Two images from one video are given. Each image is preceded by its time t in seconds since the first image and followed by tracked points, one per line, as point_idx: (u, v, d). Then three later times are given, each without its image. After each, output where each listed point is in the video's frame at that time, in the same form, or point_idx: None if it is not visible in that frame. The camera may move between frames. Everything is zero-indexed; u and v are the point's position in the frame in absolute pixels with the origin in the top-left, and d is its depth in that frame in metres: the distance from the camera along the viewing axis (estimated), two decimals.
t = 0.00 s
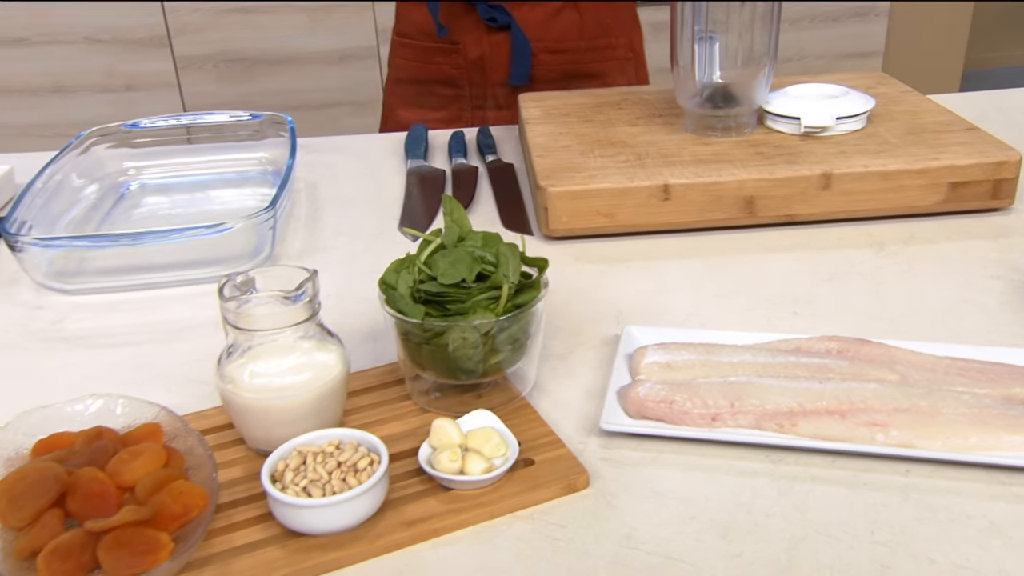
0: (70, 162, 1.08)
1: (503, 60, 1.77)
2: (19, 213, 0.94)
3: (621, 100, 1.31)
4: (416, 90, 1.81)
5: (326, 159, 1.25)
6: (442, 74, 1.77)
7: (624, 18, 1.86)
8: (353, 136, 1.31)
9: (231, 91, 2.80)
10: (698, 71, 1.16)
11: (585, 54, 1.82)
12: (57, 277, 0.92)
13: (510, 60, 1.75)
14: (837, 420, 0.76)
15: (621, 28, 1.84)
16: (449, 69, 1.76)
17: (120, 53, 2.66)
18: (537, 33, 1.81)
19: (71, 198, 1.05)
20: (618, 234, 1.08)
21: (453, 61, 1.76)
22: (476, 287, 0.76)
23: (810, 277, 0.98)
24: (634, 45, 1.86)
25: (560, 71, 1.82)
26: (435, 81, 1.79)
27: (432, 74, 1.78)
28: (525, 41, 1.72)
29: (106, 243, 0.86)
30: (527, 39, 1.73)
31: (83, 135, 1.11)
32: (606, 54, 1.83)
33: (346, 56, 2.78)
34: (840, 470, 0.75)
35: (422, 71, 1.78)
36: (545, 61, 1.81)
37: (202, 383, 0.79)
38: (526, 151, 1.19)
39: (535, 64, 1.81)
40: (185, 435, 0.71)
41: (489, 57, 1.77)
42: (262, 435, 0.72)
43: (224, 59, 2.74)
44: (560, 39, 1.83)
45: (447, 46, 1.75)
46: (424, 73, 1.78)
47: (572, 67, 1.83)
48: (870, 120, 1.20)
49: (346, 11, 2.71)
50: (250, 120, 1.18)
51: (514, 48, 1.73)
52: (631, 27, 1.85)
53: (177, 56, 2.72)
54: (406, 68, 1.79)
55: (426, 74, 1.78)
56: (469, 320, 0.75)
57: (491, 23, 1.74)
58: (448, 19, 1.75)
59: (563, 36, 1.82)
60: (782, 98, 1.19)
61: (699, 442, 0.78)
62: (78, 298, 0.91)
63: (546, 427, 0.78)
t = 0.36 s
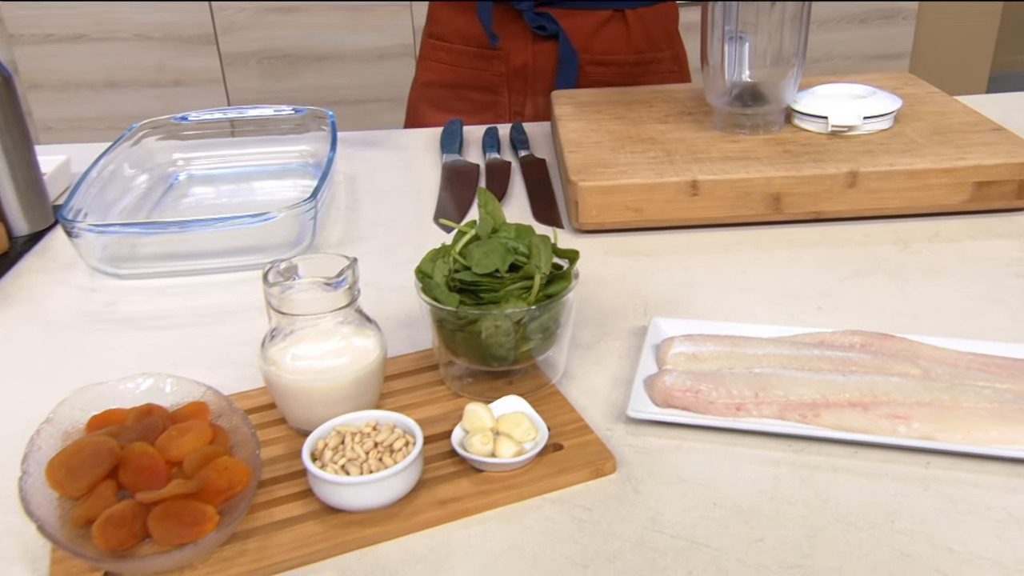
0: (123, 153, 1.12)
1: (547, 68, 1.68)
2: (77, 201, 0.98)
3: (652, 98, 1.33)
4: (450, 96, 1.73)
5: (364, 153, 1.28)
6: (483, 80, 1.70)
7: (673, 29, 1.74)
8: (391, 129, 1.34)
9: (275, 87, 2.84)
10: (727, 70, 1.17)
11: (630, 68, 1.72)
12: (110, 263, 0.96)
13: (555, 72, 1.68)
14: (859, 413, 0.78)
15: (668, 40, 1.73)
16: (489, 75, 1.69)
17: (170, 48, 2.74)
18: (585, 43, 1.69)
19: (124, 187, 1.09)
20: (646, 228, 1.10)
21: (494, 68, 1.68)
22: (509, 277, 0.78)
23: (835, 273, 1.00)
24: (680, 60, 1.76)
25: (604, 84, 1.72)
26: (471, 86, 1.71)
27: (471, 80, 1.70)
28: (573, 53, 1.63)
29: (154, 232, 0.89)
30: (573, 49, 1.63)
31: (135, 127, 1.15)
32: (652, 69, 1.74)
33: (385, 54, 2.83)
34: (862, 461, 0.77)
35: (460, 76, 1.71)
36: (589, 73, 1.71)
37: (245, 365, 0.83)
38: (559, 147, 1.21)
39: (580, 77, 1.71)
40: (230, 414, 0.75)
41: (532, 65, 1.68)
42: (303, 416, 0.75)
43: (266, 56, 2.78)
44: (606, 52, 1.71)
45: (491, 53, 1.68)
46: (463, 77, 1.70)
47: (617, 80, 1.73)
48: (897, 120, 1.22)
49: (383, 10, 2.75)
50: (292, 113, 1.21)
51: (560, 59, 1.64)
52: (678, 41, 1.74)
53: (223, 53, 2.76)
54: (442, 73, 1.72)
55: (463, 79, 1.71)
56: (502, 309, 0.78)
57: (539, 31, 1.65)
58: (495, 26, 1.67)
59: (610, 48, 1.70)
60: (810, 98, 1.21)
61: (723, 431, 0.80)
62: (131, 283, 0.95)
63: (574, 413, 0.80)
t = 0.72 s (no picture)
0: (169, 151, 1.16)
1: (576, 82, 1.69)
2: (126, 196, 1.02)
3: (675, 101, 1.36)
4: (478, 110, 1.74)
5: (395, 153, 1.32)
6: (512, 95, 1.71)
7: (698, 42, 1.75)
8: (421, 131, 1.38)
9: (311, 89, 2.91)
10: (750, 74, 1.20)
11: (657, 82, 1.74)
12: (158, 255, 1.01)
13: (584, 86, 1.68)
14: (875, 407, 0.80)
15: (694, 52, 1.75)
16: (518, 91, 1.70)
17: (211, 52, 2.82)
18: (613, 59, 1.71)
19: (168, 183, 1.13)
20: (668, 227, 1.13)
21: (523, 83, 1.70)
22: (537, 272, 0.81)
23: (852, 272, 1.02)
24: (706, 70, 1.77)
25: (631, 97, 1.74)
26: (500, 101, 1.73)
27: (500, 94, 1.72)
28: (602, 68, 1.58)
29: (200, 224, 0.94)
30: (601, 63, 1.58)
31: (181, 127, 1.19)
32: (679, 81, 1.75)
33: (415, 58, 2.88)
34: (877, 453, 0.79)
35: (489, 91, 1.72)
36: (616, 87, 1.72)
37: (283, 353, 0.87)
38: (584, 148, 1.24)
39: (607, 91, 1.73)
40: (271, 399, 0.78)
41: (563, 80, 1.69)
42: (339, 402, 0.79)
43: (303, 59, 2.85)
44: (633, 68, 1.73)
45: (521, 69, 1.68)
46: (492, 93, 1.72)
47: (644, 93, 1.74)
48: (916, 124, 1.24)
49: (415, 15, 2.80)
50: (329, 114, 1.26)
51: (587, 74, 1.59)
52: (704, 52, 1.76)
53: (261, 56, 2.84)
54: (471, 89, 1.72)
55: (491, 94, 1.72)
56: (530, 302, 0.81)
57: (569, 45, 1.64)
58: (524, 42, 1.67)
59: (637, 62, 1.72)
60: (829, 101, 1.23)
61: (742, 423, 0.83)
62: (176, 275, 1.00)
63: (599, 404, 0.84)
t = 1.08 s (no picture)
0: (204, 154, 1.21)
1: (592, 91, 1.73)
2: (163, 197, 1.06)
3: (687, 106, 1.40)
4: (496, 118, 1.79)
5: (417, 156, 1.36)
6: (530, 103, 1.76)
7: (708, 49, 1.79)
8: (440, 137, 1.42)
9: (334, 94, 3.11)
10: (760, 80, 1.23)
11: (670, 88, 1.77)
12: (193, 252, 1.07)
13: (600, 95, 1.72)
14: (880, 399, 0.83)
15: (705, 58, 1.78)
16: (536, 99, 1.74)
17: (240, 60, 3.02)
18: (628, 67, 1.74)
19: (203, 184, 1.17)
20: (678, 227, 1.17)
21: (540, 92, 1.74)
22: (555, 269, 0.85)
23: (857, 270, 1.06)
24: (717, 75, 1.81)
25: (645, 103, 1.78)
26: (518, 109, 1.77)
27: (517, 103, 1.76)
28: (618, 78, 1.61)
29: (233, 224, 0.98)
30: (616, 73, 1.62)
31: (215, 131, 1.24)
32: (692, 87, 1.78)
33: (437, 65, 3.08)
34: (882, 443, 0.83)
35: (507, 100, 1.76)
36: (631, 94, 1.76)
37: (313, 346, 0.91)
38: (599, 151, 1.28)
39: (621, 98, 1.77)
40: (302, 389, 0.83)
41: (579, 88, 1.72)
42: (366, 392, 0.83)
43: (329, 66, 3.04)
44: (647, 74, 1.76)
45: (538, 78, 1.73)
46: (510, 101, 1.76)
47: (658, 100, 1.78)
48: (921, 128, 1.27)
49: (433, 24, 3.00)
50: (354, 119, 1.30)
51: (603, 83, 1.63)
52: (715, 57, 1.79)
53: (290, 63, 3.03)
54: (489, 97, 1.77)
55: (509, 103, 1.76)
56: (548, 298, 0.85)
57: (586, 56, 1.66)
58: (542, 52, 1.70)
59: (651, 70, 1.76)
60: (835, 105, 1.27)
61: (751, 414, 0.86)
62: (212, 270, 1.06)
63: (614, 395, 0.87)
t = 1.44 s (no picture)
0: (229, 157, 1.24)
1: (600, 95, 1.76)
2: (191, 199, 1.10)
3: (691, 109, 1.44)
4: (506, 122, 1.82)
5: (430, 158, 1.40)
6: (539, 107, 1.79)
7: (710, 55, 1.83)
8: (452, 138, 1.46)
9: (349, 99, 3.24)
10: (761, 84, 1.27)
11: (675, 92, 1.80)
12: (219, 250, 1.11)
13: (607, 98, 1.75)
14: (879, 390, 0.87)
15: (709, 63, 1.82)
16: (545, 102, 1.77)
17: (258, 67, 3.16)
18: (633, 72, 1.78)
19: (228, 185, 1.21)
20: (683, 226, 1.21)
21: (549, 96, 1.77)
22: (567, 266, 0.89)
23: (855, 267, 1.10)
24: (720, 80, 1.85)
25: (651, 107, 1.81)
26: (527, 113, 1.80)
27: (527, 107, 1.79)
28: (623, 81, 1.65)
29: (258, 224, 1.02)
30: (622, 77, 1.65)
31: (239, 135, 1.27)
32: (696, 91, 1.82)
33: (447, 71, 3.19)
34: (881, 433, 0.86)
35: (517, 104, 1.79)
36: (637, 98, 1.79)
37: (335, 341, 0.95)
38: (606, 153, 1.32)
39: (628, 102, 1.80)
40: (327, 381, 0.86)
41: (587, 92, 1.75)
42: (388, 383, 0.87)
43: (345, 72, 3.17)
44: (651, 79, 1.80)
45: (547, 82, 1.76)
46: (520, 105, 1.79)
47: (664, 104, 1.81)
48: (917, 130, 1.31)
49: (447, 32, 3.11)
50: (372, 123, 1.35)
51: (609, 87, 1.67)
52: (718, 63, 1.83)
53: (307, 69, 3.17)
54: (499, 102, 1.81)
55: (519, 107, 1.80)
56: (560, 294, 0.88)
57: (592, 62, 1.70)
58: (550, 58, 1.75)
59: (656, 74, 1.79)
60: (834, 109, 1.31)
61: (755, 404, 0.90)
62: (238, 268, 1.10)
63: (624, 387, 0.91)
